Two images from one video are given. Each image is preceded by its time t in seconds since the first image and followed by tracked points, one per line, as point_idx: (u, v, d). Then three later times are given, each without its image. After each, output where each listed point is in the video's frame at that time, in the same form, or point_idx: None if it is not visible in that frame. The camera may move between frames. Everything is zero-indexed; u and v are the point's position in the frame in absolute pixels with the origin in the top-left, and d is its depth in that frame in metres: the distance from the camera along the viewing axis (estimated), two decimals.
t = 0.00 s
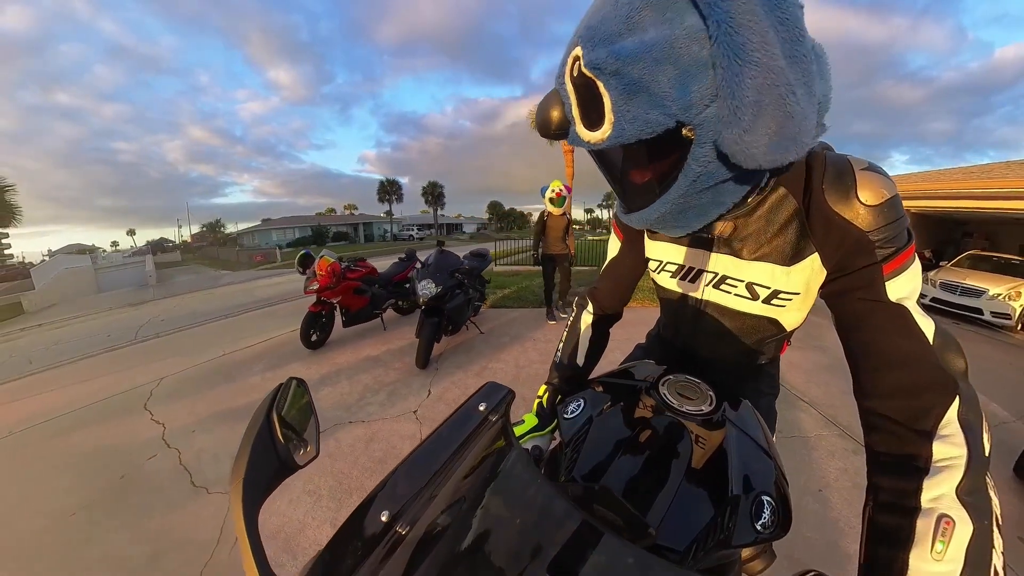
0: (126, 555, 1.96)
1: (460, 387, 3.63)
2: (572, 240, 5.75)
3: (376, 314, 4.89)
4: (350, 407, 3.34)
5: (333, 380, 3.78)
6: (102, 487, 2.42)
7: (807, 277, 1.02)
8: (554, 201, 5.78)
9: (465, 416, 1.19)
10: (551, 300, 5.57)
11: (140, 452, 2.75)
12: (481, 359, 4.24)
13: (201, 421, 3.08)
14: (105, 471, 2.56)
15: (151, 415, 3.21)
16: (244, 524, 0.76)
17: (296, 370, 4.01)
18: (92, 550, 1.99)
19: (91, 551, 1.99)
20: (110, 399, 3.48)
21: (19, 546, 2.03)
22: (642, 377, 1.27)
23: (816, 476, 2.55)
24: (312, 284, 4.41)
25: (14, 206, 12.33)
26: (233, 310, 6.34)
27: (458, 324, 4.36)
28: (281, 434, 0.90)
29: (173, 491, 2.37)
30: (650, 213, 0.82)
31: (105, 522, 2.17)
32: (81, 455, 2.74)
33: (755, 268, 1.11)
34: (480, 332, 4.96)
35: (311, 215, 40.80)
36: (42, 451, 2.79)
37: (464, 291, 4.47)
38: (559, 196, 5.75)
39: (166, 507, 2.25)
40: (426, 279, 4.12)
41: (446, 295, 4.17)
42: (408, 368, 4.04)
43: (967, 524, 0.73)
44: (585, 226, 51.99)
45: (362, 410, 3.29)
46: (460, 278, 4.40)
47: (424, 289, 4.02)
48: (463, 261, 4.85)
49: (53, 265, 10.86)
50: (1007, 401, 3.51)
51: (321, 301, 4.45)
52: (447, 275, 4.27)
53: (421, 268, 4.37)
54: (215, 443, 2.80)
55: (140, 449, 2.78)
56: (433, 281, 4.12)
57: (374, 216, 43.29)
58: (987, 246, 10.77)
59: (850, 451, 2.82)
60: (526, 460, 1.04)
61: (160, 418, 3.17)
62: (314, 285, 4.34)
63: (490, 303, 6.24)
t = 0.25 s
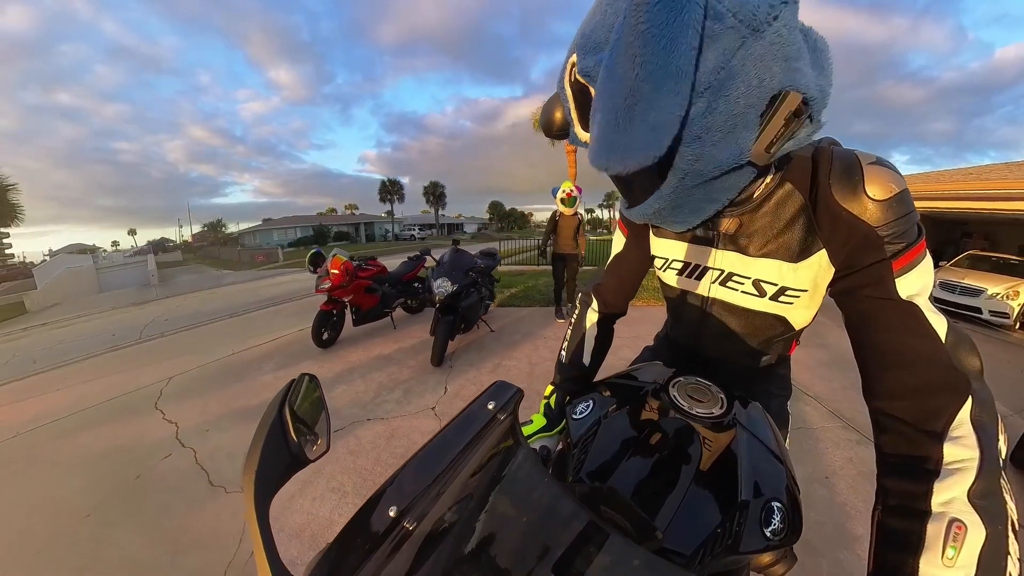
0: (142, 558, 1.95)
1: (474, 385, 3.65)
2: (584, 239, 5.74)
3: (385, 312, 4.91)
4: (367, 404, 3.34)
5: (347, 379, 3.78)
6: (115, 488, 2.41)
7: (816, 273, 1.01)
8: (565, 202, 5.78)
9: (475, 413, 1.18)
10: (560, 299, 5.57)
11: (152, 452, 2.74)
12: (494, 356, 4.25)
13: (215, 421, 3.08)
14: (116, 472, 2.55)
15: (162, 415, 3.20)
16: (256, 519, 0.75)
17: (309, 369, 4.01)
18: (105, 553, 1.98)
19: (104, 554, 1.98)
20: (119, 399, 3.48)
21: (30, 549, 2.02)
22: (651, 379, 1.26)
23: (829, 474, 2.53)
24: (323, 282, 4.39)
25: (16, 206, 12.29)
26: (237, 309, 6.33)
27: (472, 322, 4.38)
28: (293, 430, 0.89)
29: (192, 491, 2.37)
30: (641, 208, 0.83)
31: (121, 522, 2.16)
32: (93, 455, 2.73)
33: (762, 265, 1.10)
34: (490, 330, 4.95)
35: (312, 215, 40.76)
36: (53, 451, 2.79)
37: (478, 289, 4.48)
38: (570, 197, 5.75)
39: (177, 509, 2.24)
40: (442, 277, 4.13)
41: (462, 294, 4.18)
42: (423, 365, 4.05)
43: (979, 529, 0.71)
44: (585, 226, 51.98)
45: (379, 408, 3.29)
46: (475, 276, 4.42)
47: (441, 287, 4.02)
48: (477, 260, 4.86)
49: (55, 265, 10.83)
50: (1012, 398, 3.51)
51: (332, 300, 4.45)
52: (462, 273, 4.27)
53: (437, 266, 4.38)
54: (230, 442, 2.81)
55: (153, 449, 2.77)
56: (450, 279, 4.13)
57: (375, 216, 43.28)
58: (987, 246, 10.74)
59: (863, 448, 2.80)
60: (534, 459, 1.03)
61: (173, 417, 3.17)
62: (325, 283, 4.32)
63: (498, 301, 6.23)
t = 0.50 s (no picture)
0: (157, 565, 1.94)
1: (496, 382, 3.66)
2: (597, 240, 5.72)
3: (396, 311, 4.90)
4: (388, 404, 3.33)
5: (364, 379, 3.76)
6: (130, 492, 2.40)
7: (827, 280, 1.01)
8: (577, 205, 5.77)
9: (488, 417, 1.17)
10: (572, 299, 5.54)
11: (165, 455, 2.72)
12: (512, 354, 4.24)
13: (231, 423, 3.06)
14: (128, 475, 2.53)
15: (174, 417, 3.18)
16: (272, 523, 0.74)
17: (323, 369, 3.99)
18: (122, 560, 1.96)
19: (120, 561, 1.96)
20: (129, 400, 3.47)
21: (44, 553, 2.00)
22: (664, 386, 1.23)
23: (846, 475, 2.50)
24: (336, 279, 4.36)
25: (20, 206, 12.30)
26: (243, 309, 6.32)
27: (488, 320, 4.38)
28: (306, 429, 0.87)
29: (209, 495, 2.35)
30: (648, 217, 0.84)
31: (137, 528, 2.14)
32: (107, 458, 2.71)
33: (773, 271, 1.07)
34: (504, 330, 4.93)
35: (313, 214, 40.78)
36: (64, 453, 2.77)
37: (495, 289, 4.49)
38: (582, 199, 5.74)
39: (191, 514, 2.22)
40: (462, 276, 4.12)
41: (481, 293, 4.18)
42: (441, 365, 4.04)
43: (1012, 557, 0.67)
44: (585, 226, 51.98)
45: (401, 407, 3.28)
46: (493, 275, 4.41)
47: (461, 285, 4.01)
48: (495, 259, 4.86)
49: (59, 265, 10.82)
50: None
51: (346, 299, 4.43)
52: (481, 272, 4.27)
53: (456, 265, 4.38)
54: (246, 444, 2.79)
55: (168, 451, 2.75)
56: (469, 278, 4.12)
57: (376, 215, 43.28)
58: (986, 246, 10.66)
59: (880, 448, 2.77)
60: (547, 467, 1.03)
61: (185, 419, 3.15)
62: (340, 282, 4.28)
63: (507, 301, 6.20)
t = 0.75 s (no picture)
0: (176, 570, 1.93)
1: (516, 380, 3.67)
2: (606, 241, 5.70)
3: (406, 311, 4.90)
4: (407, 404, 3.32)
5: (380, 379, 3.75)
6: (144, 497, 2.38)
7: (848, 279, 1.00)
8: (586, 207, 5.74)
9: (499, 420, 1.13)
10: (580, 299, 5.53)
11: (176, 458, 2.71)
12: (527, 354, 4.23)
13: (245, 425, 3.04)
14: (141, 480, 2.52)
15: (184, 419, 3.16)
16: (285, 526, 0.72)
17: (336, 370, 3.98)
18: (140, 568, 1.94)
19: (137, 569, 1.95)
20: (137, 402, 3.45)
21: (59, 559, 1.99)
22: (678, 389, 1.21)
23: (860, 478, 2.49)
24: (348, 279, 4.34)
25: (22, 205, 12.27)
26: (247, 309, 6.30)
27: (503, 319, 4.39)
28: (320, 430, 0.86)
29: (227, 500, 2.33)
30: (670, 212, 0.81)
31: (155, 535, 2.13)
32: (122, 461, 2.70)
33: (791, 272, 1.06)
34: (517, 329, 4.93)
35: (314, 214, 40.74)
36: (76, 457, 2.76)
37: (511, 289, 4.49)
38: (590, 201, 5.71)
39: (209, 518, 2.21)
40: (480, 276, 4.11)
41: (499, 292, 4.17)
42: (457, 365, 4.03)
43: None
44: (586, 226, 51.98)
45: (421, 407, 3.28)
46: (510, 275, 4.41)
47: (479, 285, 4.00)
48: (511, 258, 4.86)
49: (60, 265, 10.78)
50: None
51: (359, 299, 4.41)
52: (498, 272, 4.26)
53: (472, 265, 4.38)
54: (259, 447, 2.78)
55: (180, 455, 2.74)
56: (487, 277, 4.11)
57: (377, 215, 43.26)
58: (987, 247, 10.69)
59: (893, 450, 2.75)
60: (559, 473, 1.02)
61: (196, 421, 3.13)
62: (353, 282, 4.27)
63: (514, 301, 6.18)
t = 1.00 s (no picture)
0: (198, 569, 1.92)
1: (538, 376, 3.68)
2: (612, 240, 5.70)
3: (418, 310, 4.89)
4: (427, 402, 3.33)
5: (397, 377, 3.75)
6: (161, 498, 2.37)
7: (877, 280, 0.97)
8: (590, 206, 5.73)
9: (508, 419, 1.09)
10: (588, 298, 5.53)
11: (191, 459, 2.69)
12: (541, 351, 4.23)
13: (261, 425, 3.04)
14: (157, 482, 2.50)
15: (197, 419, 3.16)
16: (296, 526, 0.71)
17: (351, 369, 3.98)
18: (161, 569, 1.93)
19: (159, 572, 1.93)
20: (149, 402, 3.45)
21: (76, 562, 1.98)
22: (691, 392, 1.20)
23: (882, 475, 2.49)
24: (361, 277, 4.31)
25: (25, 205, 12.26)
26: (253, 308, 6.30)
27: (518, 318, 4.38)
28: (330, 425, 0.85)
29: (251, 501, 2.32)
30: (737, 187, 0.75)
31: (175, 537, 2.12)
32: (138, 461, 2.70)
33: (817, 271, 1.04)
34: (528, 327, 4.92)
35: (314, 214, 40.73)
36: (92, 457, 2.76)
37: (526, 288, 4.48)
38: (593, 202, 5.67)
39: (232, 518, 2.21)
40: (497, 274, 4.11)
41: (515, 291, 4.16)
42: (473, 363, 4.03)
43: None
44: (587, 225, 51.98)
45: (441, 405, 3.28)
46: (525, 275, 4.41)
47: (497, 283, 3.99)
48: (526, 258, 4.86)
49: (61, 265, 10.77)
50: None
51: (372, 297, 4.41)
52: (515, 271, 4.25)
53: (488, 264, 4.38)
54: (275, 448, 2.76)
55: (199, 456, 2.73)
56: (505, 276, 4.11)
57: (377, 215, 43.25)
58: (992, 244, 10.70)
59: (912, 448, 2.73)
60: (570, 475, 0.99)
61: (209, 421, 3.13)
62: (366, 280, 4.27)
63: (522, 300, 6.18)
